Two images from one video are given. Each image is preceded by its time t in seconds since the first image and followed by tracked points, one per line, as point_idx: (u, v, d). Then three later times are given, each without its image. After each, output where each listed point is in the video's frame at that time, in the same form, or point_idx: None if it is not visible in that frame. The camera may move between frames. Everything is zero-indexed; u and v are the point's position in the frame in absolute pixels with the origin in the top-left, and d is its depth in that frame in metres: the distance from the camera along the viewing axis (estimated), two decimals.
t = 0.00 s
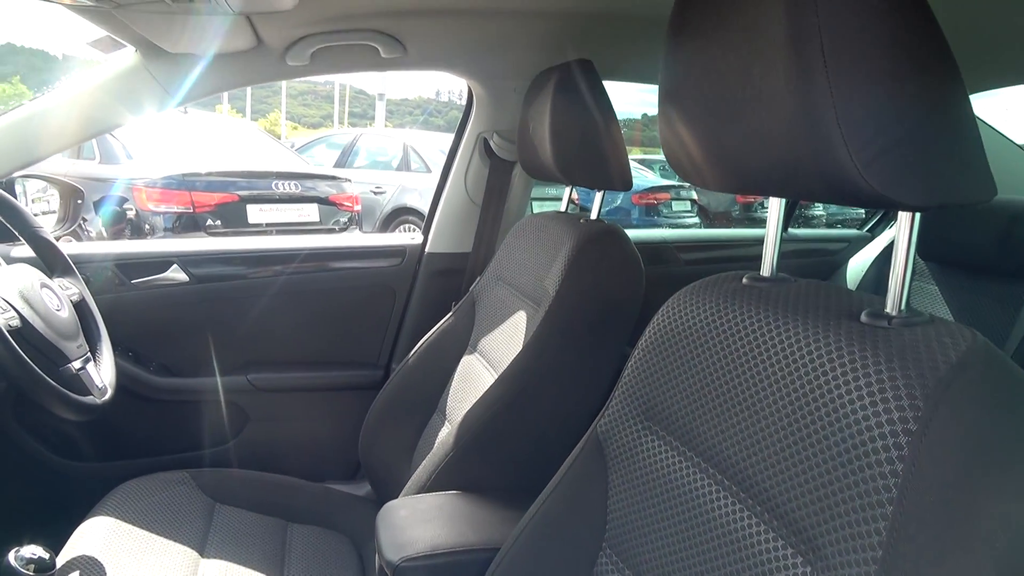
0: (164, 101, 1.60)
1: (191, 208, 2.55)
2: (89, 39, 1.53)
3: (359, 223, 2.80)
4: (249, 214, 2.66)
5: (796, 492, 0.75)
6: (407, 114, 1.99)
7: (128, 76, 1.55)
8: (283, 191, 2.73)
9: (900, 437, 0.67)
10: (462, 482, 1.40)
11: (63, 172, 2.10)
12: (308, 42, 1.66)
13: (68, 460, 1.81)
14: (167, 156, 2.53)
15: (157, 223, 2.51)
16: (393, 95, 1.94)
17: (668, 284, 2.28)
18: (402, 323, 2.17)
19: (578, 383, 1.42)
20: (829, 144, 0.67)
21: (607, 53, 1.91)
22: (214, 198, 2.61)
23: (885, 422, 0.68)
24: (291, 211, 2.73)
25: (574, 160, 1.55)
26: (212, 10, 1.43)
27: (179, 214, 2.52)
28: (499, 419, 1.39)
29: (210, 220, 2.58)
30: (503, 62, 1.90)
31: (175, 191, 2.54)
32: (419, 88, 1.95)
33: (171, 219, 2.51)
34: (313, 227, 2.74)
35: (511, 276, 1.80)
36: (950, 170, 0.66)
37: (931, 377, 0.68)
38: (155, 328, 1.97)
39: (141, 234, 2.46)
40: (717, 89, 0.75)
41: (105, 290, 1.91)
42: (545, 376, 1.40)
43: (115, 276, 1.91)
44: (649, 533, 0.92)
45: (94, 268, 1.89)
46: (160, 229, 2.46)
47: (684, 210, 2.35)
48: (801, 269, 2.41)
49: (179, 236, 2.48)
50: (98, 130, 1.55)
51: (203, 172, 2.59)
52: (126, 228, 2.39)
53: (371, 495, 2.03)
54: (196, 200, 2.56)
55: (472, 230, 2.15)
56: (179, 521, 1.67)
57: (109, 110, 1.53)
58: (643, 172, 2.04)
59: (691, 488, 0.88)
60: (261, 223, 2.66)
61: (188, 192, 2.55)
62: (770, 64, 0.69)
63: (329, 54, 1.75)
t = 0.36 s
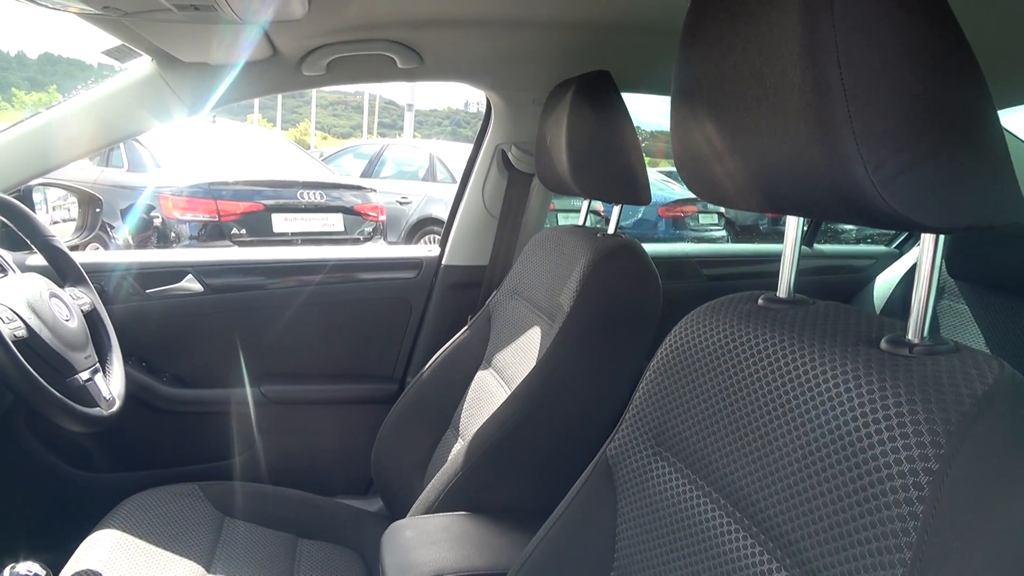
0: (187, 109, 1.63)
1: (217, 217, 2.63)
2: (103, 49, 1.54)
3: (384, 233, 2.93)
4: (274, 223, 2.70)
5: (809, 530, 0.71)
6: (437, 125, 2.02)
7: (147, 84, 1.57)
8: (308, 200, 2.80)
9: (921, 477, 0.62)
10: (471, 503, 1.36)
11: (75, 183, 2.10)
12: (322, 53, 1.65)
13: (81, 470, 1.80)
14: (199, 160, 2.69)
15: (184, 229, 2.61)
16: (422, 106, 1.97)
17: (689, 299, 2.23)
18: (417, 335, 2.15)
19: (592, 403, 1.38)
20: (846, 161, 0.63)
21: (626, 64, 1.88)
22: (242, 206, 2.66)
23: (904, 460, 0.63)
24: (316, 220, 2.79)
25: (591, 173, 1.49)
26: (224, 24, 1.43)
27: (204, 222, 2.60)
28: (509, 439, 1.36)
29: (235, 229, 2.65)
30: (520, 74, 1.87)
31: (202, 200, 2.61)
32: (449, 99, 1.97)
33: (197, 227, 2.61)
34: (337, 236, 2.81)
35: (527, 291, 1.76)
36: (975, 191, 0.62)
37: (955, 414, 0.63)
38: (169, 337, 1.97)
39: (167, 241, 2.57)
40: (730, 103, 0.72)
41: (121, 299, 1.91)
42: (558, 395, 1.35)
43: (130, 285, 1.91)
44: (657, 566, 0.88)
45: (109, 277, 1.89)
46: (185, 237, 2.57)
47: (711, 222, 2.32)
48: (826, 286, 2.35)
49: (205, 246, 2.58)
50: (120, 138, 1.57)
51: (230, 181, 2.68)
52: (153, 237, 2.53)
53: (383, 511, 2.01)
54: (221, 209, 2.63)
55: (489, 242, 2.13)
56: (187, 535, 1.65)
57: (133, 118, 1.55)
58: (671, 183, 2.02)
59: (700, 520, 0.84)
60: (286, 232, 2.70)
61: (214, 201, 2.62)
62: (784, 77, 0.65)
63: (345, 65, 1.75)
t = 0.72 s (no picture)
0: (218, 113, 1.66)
1: (249, 218, 2.70)
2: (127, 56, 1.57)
3: (413, 235, 2.94)
4: (304, 224, 2.71)
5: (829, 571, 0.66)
6: (469, 125, 2.00)
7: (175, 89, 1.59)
8: (339, 201, 2.79)
9: (951, 525, 0.57)
10: (485, 518, 1.33)
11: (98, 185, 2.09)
12: (342, 57, 1.64)
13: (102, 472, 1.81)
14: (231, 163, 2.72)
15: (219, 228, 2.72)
16: (454, 107, 1.94)
17: (716, 308, 2.17)
18: (438, 341, 2.13)
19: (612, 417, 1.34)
20: (873, 179, 0.59)
21: (653, 67, 1.83)
22: (275, 206, 2.71)
23: (932, 505, 0.59)
24: (345, 221, 2.80)
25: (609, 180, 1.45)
26: (243, 30, 1.42)
27: (237, 223, 2.69)
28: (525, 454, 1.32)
29: (267, 229, 2.70)
30: (544, 78, 1.84)
31: (235, 201, 2.69)
32: (481, 100, 1.96)
33: (231, 227, 2.70)
34: (367, 237, 2.82)
35: (548, 299, 1.73)
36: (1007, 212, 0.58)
37: (990, 458, 0.58)
38: (190, 341, 1.97)
39: (202, 240, 2.69)
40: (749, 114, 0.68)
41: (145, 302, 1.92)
42: (576, 409, 1.31)
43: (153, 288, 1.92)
44: None
45: (132, 279, 1.90)
46: (219, 238, 2.68)
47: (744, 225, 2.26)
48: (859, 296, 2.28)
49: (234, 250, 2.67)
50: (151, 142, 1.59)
51: (263, 182, 2.71)
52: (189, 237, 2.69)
53: (402, 518, 1.98)
54: (254, 209, 2.69)
55: (511, 248, 2.10)
56: (205, 539, 1.65)
57: (164, 123, 1.57)
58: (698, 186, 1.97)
59: (715, 552, 0.80)
60: (317, 233, 2.70)
61: (246, 202, 2.69)
62: (807, 88, 0.61)
63: (366, 69, 1.73)
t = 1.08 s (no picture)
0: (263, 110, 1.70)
1: (292, 215, 2.71)
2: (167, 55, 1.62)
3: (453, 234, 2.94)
4: (346, 222, 2.76)
5: None
6: (511, 125, 2.03)
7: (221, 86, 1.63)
8: (380, 201, 2.81)
9: (990, 565, 0.54)
10: (511, 526, 1.31)
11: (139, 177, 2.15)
12: (378, 57, 1.64)
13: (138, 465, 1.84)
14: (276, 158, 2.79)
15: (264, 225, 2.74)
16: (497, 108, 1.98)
17: (756, 315, 2.12)
18: (471, 344, 2.12)
19: (642, 427, 1.30)
20: (910, 191, 0.56)
21: (693, 68, 1.79)
22: (316, 204, 2.73)
23: (971, 542, 0.55)
24: (387, 220, 2.83)
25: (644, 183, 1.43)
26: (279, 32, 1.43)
27: (280, 220, 2.69)
28: (552, 462, 1.30)
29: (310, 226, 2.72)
30: (580, 79, 1.81)
31: (279, 199, 2.70)
32: (525, 101, 1.96)
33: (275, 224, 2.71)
34: (408, 237, 2.86)
35: (581, 304, 1.70)
36: None
37: None
38: (226, 338, 1.99)
39: (247, 237, 2.71)
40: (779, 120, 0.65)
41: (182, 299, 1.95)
42: (605, 417, 1.29)
43: (192, 285, 1.95)
44: None
45: (171, 277, 1.93)
46: (262, 235, 2.69)
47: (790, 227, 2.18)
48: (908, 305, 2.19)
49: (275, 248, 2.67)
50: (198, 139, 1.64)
51: (306, 180, 2.72)
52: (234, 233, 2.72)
53: (431, 520, 1.97)
54: (296, 207, 2.70)
55: (545, 251, 2.07)
56: (235, 536, 1.66)
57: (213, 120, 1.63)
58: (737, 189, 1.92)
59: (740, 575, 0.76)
60: (358, 232, 2.77)
61: (290, 200, 2.70)
62: (841, 91, 0.58)
63: (402, 69, 1.72)
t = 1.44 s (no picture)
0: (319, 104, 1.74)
1: (346, 208, 2.77)
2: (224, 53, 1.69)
3: (502, 230, 3.01)
4: (399, 216, 2.81)
5: None
6: (568, 120, 2.00)
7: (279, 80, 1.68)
8: (432, 195, 2.86)
9: None
10: (544, 523, 1.32)
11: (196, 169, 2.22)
12: (426, 55, 1.66)
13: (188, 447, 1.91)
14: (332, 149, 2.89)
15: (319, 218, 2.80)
16: (553, 103, 1.95)
17: (805, 319, 2.07)
18: (514, 340, 2.12)
19: (678, 430, 1.29)
20: (941, 200, 0.55)
21: (744, 66, 1.76)
22: (370, 197, 2.79)
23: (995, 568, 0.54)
24: (438, 214, 2.87)
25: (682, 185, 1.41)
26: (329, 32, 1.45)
27: (335, 213, 2.75)
28: (586, 462, 1.29)
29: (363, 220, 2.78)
30: (628, 77, 1.80)
31: (333, 191, 2.76)
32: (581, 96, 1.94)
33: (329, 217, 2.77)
34: (457, 231, 2.91)
35: (622, 304, 1.70)
36: None
37: None
38: (275, 328, 2.04)
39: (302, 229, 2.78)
40: (813, 124, 0.64)
41: (235, 288, 2.01)
42: (642, 418, 1.28)
43: (243, 275, 2.01)
44: None
45: (224, 267, 1.99)
46: (317, 226, 2.75)
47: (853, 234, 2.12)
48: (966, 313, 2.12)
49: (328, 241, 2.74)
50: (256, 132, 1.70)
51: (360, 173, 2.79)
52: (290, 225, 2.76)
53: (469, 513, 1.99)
54: (351, 200, 2.76)
55: (590, 250, 2.07)
56: (279, 520, 1.71)
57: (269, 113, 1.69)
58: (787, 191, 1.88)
59: None
60: (410, 226, 2.82)
61: (344, 193, 2.76)
62: (877, 96, 0.57)
63: (449, 67, 1.74)
